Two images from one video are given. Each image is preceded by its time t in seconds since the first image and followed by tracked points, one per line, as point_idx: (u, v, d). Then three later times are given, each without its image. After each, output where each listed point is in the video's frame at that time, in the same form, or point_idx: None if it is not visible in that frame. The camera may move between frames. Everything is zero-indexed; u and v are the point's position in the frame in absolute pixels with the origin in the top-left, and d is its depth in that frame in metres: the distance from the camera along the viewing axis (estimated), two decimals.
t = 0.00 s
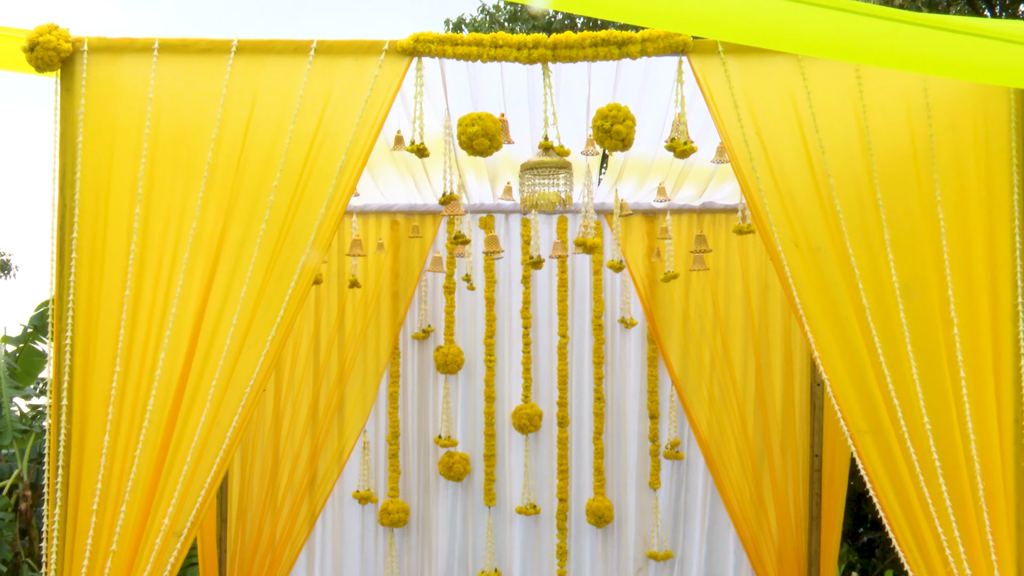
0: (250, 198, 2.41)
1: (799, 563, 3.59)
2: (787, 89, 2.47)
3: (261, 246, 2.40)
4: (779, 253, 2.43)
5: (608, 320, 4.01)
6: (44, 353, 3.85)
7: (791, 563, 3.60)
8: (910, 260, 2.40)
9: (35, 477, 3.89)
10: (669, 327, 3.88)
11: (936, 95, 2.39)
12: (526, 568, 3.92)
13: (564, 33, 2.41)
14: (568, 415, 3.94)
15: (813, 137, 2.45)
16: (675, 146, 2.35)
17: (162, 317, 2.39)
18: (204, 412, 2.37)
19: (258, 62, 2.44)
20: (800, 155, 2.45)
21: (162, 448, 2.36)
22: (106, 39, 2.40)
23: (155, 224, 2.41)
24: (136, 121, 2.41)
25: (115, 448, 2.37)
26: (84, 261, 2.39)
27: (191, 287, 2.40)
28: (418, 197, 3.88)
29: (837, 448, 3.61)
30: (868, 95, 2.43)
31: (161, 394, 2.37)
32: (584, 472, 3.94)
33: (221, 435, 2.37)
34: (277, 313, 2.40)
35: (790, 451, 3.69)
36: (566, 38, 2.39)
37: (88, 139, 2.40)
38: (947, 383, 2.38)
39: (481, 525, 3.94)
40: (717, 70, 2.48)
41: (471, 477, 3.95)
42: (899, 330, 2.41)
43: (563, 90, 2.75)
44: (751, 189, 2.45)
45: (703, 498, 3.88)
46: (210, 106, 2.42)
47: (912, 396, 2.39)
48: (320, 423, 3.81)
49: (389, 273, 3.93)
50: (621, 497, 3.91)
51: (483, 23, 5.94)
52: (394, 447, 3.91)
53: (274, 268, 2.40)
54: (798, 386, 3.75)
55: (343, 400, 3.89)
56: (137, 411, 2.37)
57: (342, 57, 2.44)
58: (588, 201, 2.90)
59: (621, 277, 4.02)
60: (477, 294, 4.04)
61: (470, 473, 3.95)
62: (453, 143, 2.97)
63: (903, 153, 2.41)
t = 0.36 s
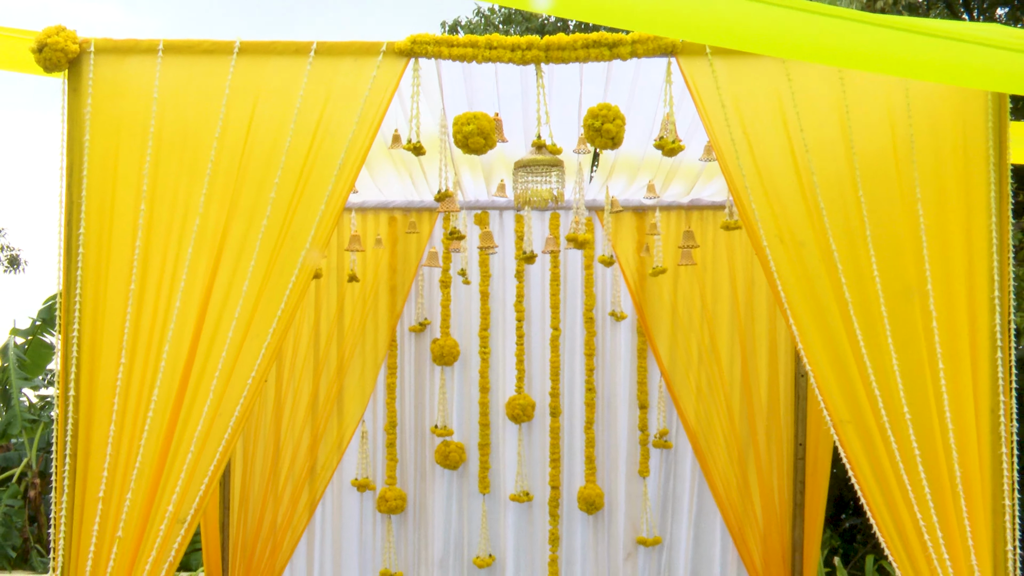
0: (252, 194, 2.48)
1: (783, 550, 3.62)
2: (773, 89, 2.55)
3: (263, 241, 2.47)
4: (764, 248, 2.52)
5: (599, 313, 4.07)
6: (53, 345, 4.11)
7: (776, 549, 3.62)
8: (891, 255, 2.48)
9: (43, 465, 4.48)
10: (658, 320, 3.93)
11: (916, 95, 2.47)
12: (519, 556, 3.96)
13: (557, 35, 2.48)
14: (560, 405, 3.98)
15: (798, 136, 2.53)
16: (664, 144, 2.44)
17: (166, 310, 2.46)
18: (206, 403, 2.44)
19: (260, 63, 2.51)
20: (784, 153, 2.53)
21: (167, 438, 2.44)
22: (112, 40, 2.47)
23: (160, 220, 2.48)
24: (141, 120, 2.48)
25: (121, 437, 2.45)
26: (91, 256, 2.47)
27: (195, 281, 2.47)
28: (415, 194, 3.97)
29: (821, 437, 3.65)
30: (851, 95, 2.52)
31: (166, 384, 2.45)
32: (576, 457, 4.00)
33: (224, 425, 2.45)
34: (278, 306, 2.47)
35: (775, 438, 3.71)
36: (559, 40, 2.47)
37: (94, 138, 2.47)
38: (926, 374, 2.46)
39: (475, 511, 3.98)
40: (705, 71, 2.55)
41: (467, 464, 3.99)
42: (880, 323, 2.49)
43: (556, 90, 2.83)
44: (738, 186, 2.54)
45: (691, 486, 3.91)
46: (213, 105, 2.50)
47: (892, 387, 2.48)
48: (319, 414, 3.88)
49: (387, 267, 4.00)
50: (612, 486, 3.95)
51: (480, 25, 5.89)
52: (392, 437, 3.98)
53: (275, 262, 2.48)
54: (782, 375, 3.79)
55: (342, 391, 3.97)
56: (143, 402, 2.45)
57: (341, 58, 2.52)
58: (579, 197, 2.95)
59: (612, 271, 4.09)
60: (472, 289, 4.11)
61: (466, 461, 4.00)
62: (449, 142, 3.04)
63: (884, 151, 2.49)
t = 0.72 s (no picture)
0: (252, 190, 2.56)
1: (767, 535, 3.65)
2: (757, 88, 2.63)
3: (263, 234, 2.55)
4: (749, 243, 2.60)
5: (589, 306, 4.10)
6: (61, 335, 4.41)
7: (759, 533, 3.66)
8: (871, 249, 2.57)
9: (51, 454, 4.53)
10: (646, 312, 3.95)
11: (896, 95, 2.56)
12: (512, 543, 3.98)
13: (548, 36, 2.57)
14: (551, 394, 4.01)
15: (781, 134, 2.61)
16: (652, 143, 2.51)
17: (169, 302, 2.54)
18: (208, 392, 2.52)
19: (261, 62, 2.59)
20: (768, 151, 2.61)
21: (169, 426, 2.52)
22: (117, 40, 2.55)
23: (162, 216, 2.55)
24: (145, 118, 2.56)
25: (125, 426, 2.53)
26: (96, 250, 2.54)
27: (197, 273, 2.55)
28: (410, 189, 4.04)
29: (803, 425, 3.69)
30: (833, 95, 2.60)
31: (168, 374, 2.52)
32: (566, 444, 4.02)
33: (225, 414, 2.53)
34: (277, 299, 2.55)
35: (759, 426, 3.75)
36: (549, 40, 2.56)
37: (99, 136, 2.54)
38: (905, 365, 2.55)
39: (468, 496, 4.02)
40: (692, 71, 2.64)
41: (460, 453, 4.03)
42: (861, 314, 2.57)
43: (547, 89, 2.91)
44: (723, 182, 2.61)
45: (677, 475, 3.95)
46: (214, 104, 2.57)
47: (873, 377, 2.56)
48: (318, 401, 3.91)
49: (384, 262, 4.02)
50: (601, 473, 3.98)
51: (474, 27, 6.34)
52: (388, 425, 4.02)
53: (275, 254, 2.55)
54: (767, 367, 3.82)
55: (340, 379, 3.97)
56: (146, 392, 2.52)
57: (339, 58, 2.59)
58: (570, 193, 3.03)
59: (601, 264, 4.10)
60: (465, 282, 4.15)
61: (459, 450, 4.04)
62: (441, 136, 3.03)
63: (865, 148, 2.57)
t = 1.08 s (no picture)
0: (254, 186, 2.64)
1: (754, 521, 3.76)
2: (745, 88, 2.71)
3: (266, 228, 2.63)
4: (736, 237, 2.68)
5: (581, 299, 4.16)
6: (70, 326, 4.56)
7: (746, 521, 3.77)
8: (854, 244, 2.65)
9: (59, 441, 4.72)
10: (637, 304, 4.03)
11: (878, 94, 2.64)
12: (506, 529, 4.05)
13: (542, 36, 2.63)
14: (544, 385, 4.09)
15: (768, 132, 2.69)
16: (644, 141, 2.59)
17: (174, 295, 2.62)
18: (211, 382, 2.60)
19: (262, 62, 2.66)
20: (755, 148, 2.69)
21: (174, 415, 2.60)
22: (123, 41, 2.62)
23: (167, 211, 2.63)
24: (150, 117, 2.63)
25: (131, 415, 2.61)
26: (103, 244, 2.62)
27: (201, 267, 2.63)
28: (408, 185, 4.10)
29: (789, 414, 3.76)
30: (818, 94, 2.68)
31: (173, 365, 2.60)
32: (560, 435, 4.08)
33: (228, 403, 2.61)
34: (279, 292, 2.63)
35: (746, 416, 3.85)
36: (543, 41, 2.63)
37: (106, 134, 2.62)
38: (887, 356, 2.63)
39: (463, 485, 4.09)
40: (681, 71, 2.72)
41: (456, 441, 4.10)
42: (844, 307, 2.65)
43: (541, 88, 2.98)
44: (712, 179, 2.70)
45: (666, 462, 4.03)
46: (217, 103, 2.65)
47: (856, 368, 2.65)
48: (318, 392, 3.99)
49: (382, 256, 4.10)
50: (592, 462, 4.05)
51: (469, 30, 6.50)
52: (387, 414, 4.08)
53: (277, 249, 2.63)
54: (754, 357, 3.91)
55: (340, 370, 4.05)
56: (152, 382, 2.60)
57: (339, 58, 2.67)
58: (563, 189, 3.10)
59: (593, 259, 4.16)
60: (461, 276, 4.20)
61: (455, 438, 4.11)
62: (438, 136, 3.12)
63: (849, 147, 2.65)
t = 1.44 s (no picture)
0: (256, 183, 2.72)
1: (740, 507, 3.85)
2: (732, 88, 2.80)
3: (267, 224, 2.71)
4: (724, 233, 2.76)
5: (573, 293, 4.20)
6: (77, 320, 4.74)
7: (733, 507, 3.86)
8: (837, 239, 2.74)
9: (68, 430, 4.87)
10: (627, 297, 4.10)
11: (861, 94, 2.73)
12: (500, 515, 4.09)
13: (535, 38, 2.72)
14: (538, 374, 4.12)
15: (754, 130, 2.78)
16: (635, 139, 2.67)
17: (178, 289, 2.70)
18: (214, 373, 2.68)
19: (264, 62, 2.74)
20: (742, 147, 2.78)
21: (178, 405, 2.68)
22: (128, 41, 2.70)
23: (172, 207, 2.71)
24: (156, 115, 2.71)
25: (137, 405, 2.69)
26: (109, 239, 2.70)
27: (204, 262, 2.71)
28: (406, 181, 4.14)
29: (775, 405, 3.87)
30: (803, 95, 2.77)
31: (178, 356, 2.69)
32: (551, 425, 4.14)
33: (231, 393, 2.69)
34: (280, 286, 2.71)
35: (733, 407, 3.94)
36: (537, 42, 2.71)
37: (112, 132, 2.70)
38: (869, 348, 2.72)
39: (459, 472, 4.11)
40: (670, 72, 2.80)
41: (452, 430, 4.13)
42: (828, 301, 2.74)
43: (534, 88, 3.06)
44: (700, 176, 2.78)
45: (656, 451, 4.09)
46: (220, 102, 2.73)
47: (839, 359, 2.73)
48: (318, 382, 4.07)
49: (380, 251, 4.17)
50: (584, 449, 4.10)
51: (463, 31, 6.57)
52: (385, 405, 4.13)
53: (278, 243, 2.71)
54: (740, 349, 3.99)
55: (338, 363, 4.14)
56: (156, 373, 2.68)
57: (338, 58, 2.74)
58: (555, 186, 3.18)
59: (586, 254, 4.21)
60: (457, 271, 4.24)
61: (451, 428, 4.13)
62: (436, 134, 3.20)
63: (833, 145, 2.74)
